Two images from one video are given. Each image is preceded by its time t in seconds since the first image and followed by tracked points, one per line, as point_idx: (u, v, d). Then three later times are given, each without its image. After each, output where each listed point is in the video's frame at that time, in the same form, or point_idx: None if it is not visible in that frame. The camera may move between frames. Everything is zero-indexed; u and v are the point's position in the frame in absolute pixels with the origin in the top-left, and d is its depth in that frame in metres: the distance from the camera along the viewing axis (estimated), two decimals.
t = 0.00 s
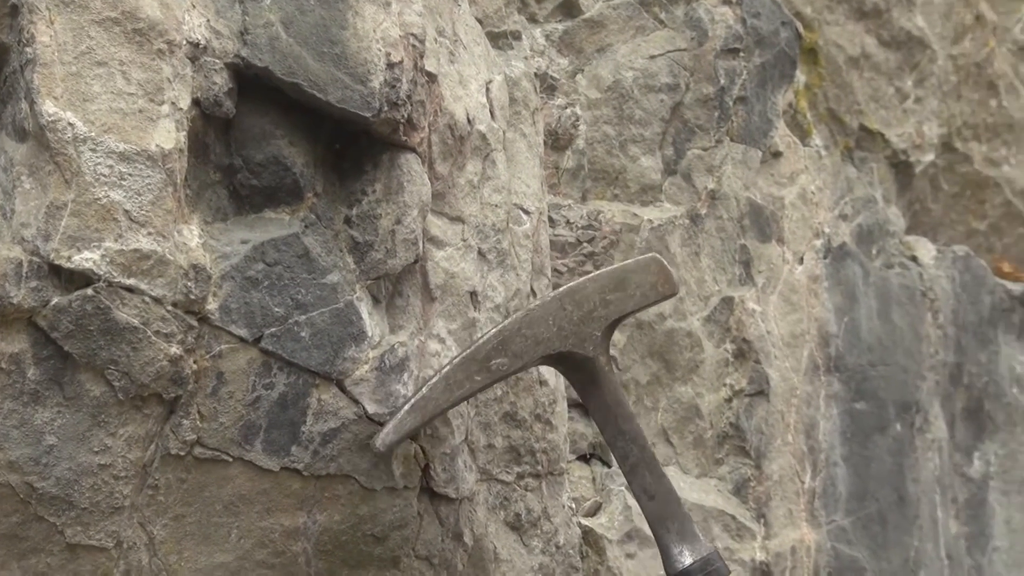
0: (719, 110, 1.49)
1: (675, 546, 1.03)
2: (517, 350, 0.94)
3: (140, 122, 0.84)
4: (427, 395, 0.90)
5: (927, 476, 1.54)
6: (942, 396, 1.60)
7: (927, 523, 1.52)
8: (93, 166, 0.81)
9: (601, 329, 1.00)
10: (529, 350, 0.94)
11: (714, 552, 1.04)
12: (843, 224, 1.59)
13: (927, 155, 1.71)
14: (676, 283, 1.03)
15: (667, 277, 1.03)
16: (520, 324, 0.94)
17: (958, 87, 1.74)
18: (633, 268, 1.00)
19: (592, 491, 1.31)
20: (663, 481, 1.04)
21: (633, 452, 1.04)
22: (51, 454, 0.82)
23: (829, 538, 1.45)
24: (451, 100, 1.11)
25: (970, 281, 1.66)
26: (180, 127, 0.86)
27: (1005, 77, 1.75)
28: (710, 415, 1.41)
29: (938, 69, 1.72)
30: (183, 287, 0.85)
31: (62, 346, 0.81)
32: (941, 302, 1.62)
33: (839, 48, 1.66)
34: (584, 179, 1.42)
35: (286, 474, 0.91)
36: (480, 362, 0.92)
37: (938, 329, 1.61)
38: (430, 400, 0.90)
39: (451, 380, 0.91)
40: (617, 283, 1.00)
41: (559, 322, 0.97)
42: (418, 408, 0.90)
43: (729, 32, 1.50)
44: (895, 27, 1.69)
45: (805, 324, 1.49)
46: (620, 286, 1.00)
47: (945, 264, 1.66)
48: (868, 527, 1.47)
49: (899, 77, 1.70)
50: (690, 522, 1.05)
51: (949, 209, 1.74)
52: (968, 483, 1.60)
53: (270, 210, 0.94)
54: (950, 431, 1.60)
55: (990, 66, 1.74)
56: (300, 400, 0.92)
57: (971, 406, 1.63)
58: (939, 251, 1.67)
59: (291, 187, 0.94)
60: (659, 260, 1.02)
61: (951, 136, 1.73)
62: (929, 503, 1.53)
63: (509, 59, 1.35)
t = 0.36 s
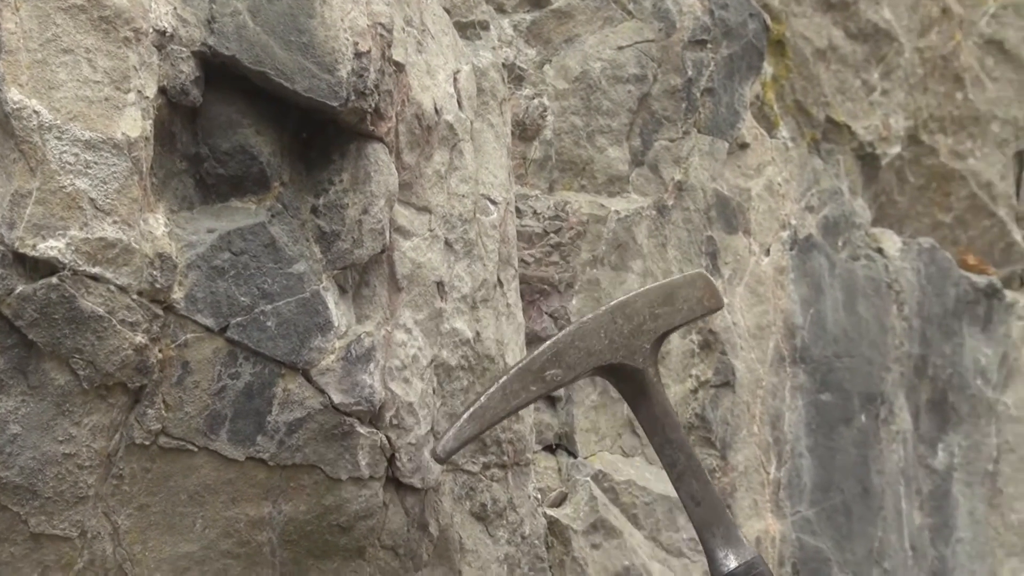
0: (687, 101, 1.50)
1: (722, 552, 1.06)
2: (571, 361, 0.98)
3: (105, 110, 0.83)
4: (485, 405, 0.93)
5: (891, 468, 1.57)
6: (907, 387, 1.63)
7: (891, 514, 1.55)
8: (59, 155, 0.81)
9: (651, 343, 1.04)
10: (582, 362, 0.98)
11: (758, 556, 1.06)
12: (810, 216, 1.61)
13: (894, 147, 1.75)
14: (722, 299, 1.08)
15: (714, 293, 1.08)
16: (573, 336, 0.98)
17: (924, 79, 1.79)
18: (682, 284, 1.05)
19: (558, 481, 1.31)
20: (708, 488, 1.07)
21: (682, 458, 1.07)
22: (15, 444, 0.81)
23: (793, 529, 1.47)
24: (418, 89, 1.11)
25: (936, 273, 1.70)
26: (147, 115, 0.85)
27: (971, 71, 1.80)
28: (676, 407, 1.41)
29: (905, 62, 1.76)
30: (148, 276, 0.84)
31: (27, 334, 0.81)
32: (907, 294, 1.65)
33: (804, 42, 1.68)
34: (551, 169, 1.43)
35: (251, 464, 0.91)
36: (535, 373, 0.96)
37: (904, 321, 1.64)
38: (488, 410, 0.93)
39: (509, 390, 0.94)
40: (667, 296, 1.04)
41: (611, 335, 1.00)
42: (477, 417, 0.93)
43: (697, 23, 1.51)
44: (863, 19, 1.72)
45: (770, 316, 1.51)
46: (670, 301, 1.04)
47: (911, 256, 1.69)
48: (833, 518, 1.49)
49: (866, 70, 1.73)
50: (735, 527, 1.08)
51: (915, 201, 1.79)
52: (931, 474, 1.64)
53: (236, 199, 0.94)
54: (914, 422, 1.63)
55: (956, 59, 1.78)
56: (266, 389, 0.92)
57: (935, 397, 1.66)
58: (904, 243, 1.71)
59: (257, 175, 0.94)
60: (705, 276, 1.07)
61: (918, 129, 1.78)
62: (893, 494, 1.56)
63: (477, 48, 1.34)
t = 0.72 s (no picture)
0: (641, 85, 1.51)
1: (783, 528, 1.27)
2: (645, 352, 1.23)
3: (56, 88, 0.82)
4: (563, 387, 1.24)
5: (841, 451, 1.62)
6: (858, 371, 1.69)
7: (840, 497, 1.60)
8: (8, 132, 0.80)
9: (723, 338, 1.25)
10: (654, 352, 1.24)
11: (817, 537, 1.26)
12: (762, 201, 1.63)
13: (847, 132, 1.79)
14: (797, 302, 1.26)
15: (788, 296, 1.26)
16: (648, 332, 1.23)
17: (878, 64, 1.82)
18: (754, 288, 1.25)
19: (510, 464, 1.31)
20: (772, 474, 1.28)
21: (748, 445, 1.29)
22: None
23: (742, 512, 1.49)
24: (372, 70, 1.10)
25: (887, 257, 1.77)
26: (98, 94, 0.85)
27: (923, 57, 1.85)
28: (628, 389, 1.44)
29: (858, 48, 1.80)
30: (98, 256, 0.84)
31: None
32: (858, 279, 1.71)
33: (760, 25, 1.70)
34: (504, 152, 1.43)
35: (201, 446, 0.91)
36: (612, 362, 1.24)
37: (855, 306, 1.70)
38: (566, 391, 1.24)
39: (587, 374, 1.23)
40: (738, 298, 1.25)
41: (690, 331, 1.24)
42: (555, 398, 1.24)
43: (651, 7, 1.52)
44: (815, 5, 1.75)
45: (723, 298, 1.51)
46: (742, 301, 1.25)
47: (863, 241, 1.75)
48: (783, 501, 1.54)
49: (819, 55, 1.77)
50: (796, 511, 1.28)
51: (868, 186, 1.84)
52: (881, 458, 1.71)
53: (188, 179, 0.93)
54: (865, 406, 1.70)
55: (909, 46, 1.83)
56: (217, 369, 0.92)
57: (885, 381, 1.73)
58: (856, 228, 1.77)
59: (209, 155, 0.93)
60: (783, 281, 1.26)
61: (870, 115, 1.82)
62: (842, 478, 1.62)
63: (432, 30, 1.34)
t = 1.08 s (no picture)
0: (587, 60, 1.52)
1: (730, 487, 1.21)
2: (593, 313, 1.21)
3: None
4: (512, 347, 1.23)
5: (780, 429, 1.67)
6: (800, 348, 1.76)
7: (780, 473, 1.65)
8: None
9: (674, 299, 1.22)
10: (603, 313, 1.21)
11: (759, 496, 1.20)
12: (705, 177, 1.65)
13: (789, 110, 1.86)
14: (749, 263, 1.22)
15: (741, 257, 1.22)
16: (596, 293, 1.21)
17: (824, 42, 1.93)
18: (705, 248, 1.22)
19: (450, 438, 1.34)
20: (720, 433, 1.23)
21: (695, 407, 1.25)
22: None
23: (684, 488, 1.53)
24: (317, 43, 1.10)
25: (829, 236, 1.85)
26: (39, 64, 0.84)
27: (866, 35, 1.97)
28: (570, 364, 1.46)
29: (803, 26, 1.86)
30: (38, 228, 0.83)
31: None
32: (799, 256, 1.76)
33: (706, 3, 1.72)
34: (448, 125, 1.44)
35: (141, 419, 0.91)
36: (559, 323, 1.22)
37: (797, 283, 1.75)
38: (514, 350, 1.23)
39: (533, 335, 1.22)
40: (689, 260, 1.22)
41: (640, 293, 1.21)
42: (505, 357, 1.24)
43: None
44: None
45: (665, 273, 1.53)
46: (693, 262, 1.22)
47: (805, 219, 1.82)
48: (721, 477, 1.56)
49: (765, 33, 1.82)
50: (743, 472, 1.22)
51: (811, 165, 1.96)
52: (822, 436, 1.81)
53: (130, 150, 0.93)
54: (806, 383, 1.78)
55: (852, 25, 1.95)
56: (157, 342, 0.92)
57: (826, 359, 1.82)
58: (799, 206, 1.83)
59: (151, 127, 0.93)
60: (735, 242, 1.22)
61: (814, 93, 1.93)
62: (783, 455, 1.67)
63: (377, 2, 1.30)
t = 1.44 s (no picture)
0: (523, 35, 1.54)
1: (628, 429, 1.29)
2: (491, 260, 1.30)
3: None
4: (413, 290, 1.32)
5: (714, 405, 1.70)
6: (734, 325, 1.80)
7: (714, 451, 1.69)
8: None
9: (570, 246, 1.30)
10: (499, 260, 1.30)
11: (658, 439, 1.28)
12: (641, 153, 1.68)
13: (726, 88, 1.90)
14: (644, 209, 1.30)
15: (635, 203, 1.30)
16: (492, 241, 1.31)
17: (761, 20, 2.00)
18: (599, 196, 1.30)
19: (385, 414, 1.35)
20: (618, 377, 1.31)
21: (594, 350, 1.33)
22: None
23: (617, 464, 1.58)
24: (252, 14, 1.09)
25: (765, 213, 1.89)
26: None
27: (803, 13, 2.05)
28: (506, 340, 1.47)
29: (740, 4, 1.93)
30: None
31: None
32: (733, 233, 1.79)
33: None
34: (384, 99, 1.43)
35: (73, 392, 0.92)
36: (458, 270, 1.32)
37: (731, 260, 1.78)
38: (415, 294, 1.32)
39: (434, 280, 1.32)
40: (585, 207, 1.30)
41: (536, 239, 1.30)
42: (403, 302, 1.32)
43: None
44: None
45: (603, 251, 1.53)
46: (589, 209, 1.30)
47: (741, 195, 1.85)
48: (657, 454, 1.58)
49: (701, 11, 1.85)
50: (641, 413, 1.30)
51: (745, 142, 2.00)
52: (756, 413, 1.85)
53: (62, 120, 0.93)
54: (740, 359, 1.82)
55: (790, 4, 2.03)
56: (90, 315, 0.93)
57: (760, 336, 1.87)
58: (733, 183, 1.87)
59: (84, 97, 0.93)
60: (630, 189, 1.30)
61: (750, 70, 1.99)
62: (717, 431, 1.70)
63: None
